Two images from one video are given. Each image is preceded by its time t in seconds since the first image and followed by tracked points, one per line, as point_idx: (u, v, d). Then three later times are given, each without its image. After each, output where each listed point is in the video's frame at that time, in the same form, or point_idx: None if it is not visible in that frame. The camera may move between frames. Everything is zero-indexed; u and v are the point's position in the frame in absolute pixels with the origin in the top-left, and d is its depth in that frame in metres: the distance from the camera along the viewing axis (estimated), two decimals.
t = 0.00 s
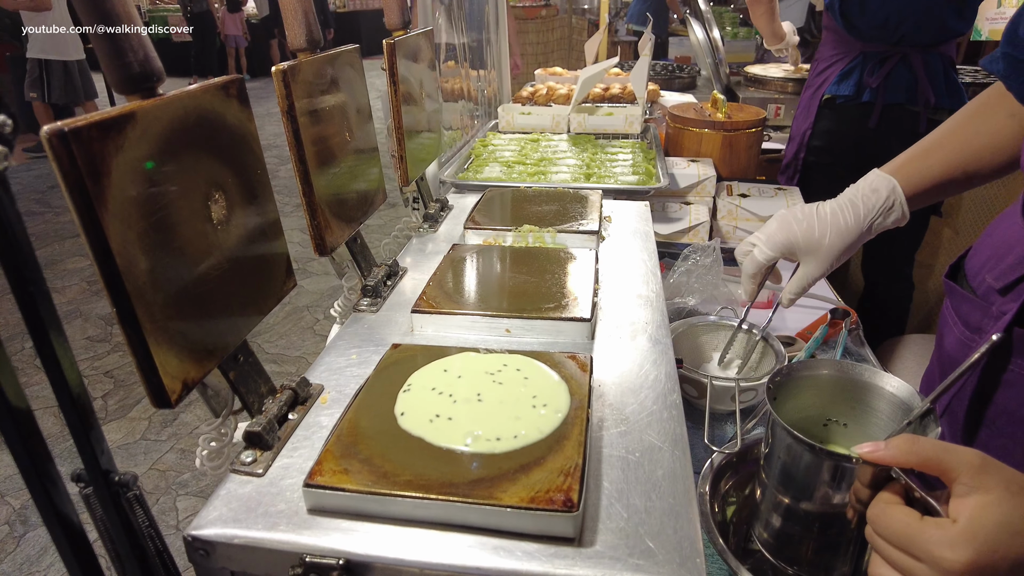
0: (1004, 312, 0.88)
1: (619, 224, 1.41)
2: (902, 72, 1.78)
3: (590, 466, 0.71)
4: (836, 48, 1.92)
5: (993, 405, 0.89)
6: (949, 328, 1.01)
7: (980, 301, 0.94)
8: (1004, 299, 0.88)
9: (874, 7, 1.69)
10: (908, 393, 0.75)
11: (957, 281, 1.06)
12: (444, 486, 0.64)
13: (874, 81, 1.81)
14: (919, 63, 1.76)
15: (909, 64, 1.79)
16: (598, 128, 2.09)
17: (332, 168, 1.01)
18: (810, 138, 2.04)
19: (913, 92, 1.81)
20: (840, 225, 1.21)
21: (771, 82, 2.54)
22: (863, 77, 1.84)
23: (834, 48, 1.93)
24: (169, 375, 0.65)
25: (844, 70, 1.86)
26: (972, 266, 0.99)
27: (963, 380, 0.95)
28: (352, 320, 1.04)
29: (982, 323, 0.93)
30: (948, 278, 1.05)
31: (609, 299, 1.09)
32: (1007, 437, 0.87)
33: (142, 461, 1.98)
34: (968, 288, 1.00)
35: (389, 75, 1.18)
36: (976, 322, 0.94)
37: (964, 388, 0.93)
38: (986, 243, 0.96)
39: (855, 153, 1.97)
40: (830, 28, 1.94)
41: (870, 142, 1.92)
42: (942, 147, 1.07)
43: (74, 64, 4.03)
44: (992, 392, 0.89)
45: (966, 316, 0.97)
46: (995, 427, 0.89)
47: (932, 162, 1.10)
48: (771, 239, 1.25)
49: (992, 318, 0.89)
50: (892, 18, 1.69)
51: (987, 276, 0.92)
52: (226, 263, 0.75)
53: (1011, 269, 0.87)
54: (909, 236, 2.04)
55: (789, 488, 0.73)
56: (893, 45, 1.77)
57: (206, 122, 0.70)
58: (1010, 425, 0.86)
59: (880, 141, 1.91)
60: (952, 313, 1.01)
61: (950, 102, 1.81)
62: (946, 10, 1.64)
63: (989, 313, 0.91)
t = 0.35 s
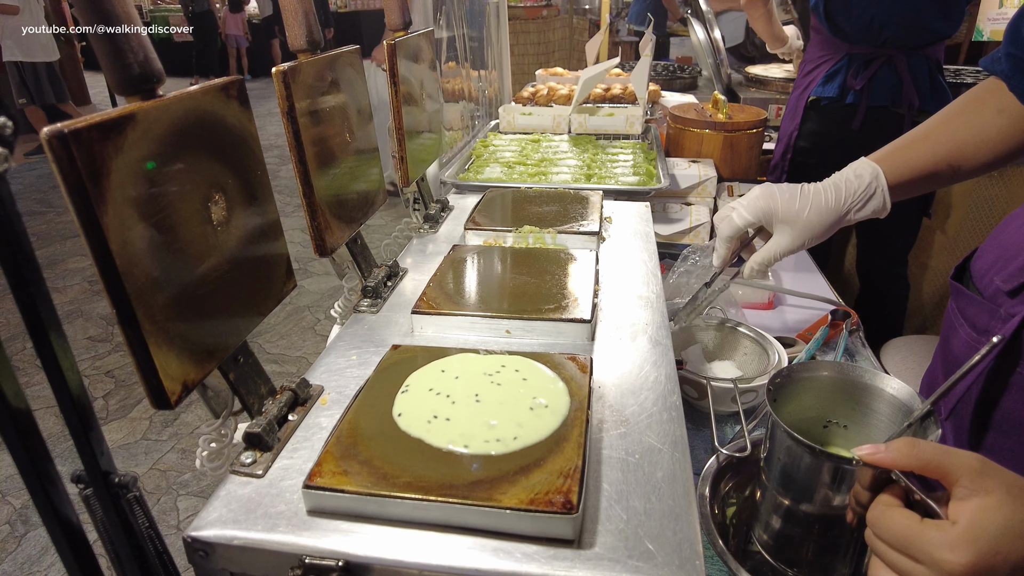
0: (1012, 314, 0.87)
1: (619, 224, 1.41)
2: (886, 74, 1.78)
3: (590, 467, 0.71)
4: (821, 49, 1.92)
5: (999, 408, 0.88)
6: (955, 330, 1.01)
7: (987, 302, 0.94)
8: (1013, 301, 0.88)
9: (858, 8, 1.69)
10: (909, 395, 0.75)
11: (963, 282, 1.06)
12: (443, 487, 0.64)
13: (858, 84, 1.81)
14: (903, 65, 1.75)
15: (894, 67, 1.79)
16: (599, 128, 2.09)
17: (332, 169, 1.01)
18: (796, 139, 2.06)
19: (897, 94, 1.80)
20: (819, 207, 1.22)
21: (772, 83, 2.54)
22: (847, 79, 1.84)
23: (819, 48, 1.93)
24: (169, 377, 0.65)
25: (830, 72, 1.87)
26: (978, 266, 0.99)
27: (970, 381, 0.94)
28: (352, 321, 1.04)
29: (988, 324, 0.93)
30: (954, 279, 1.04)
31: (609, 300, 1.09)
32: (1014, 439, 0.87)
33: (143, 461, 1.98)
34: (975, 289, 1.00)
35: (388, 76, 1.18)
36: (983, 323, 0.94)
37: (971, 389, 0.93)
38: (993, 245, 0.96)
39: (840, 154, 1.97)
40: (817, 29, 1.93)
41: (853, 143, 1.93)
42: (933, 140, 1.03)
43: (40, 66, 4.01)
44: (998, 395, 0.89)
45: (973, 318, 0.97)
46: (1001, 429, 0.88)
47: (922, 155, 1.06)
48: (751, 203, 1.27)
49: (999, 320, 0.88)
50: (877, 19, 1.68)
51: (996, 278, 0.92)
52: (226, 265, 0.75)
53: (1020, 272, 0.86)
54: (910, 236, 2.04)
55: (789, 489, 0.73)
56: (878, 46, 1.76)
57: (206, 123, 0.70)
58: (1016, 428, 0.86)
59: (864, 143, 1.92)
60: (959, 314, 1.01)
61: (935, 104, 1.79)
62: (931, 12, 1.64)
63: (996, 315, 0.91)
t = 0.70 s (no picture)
0: (1016, 313, 0.87)
1: (618, 224, 1.41)
2: (875, 76, 1.78)
3: (588, 467, 0.71)
4: (813, 50, 1.92)
5: (1001, 408, 0.88)
6: (959, 329, 1.00)
7: (991, 301, 0.93)
8: (1017, 300, 0.88)
9: (848, 9, 1.70)
10: (909, 397, 0.75)
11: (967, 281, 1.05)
12: (442, 487, 0.64)
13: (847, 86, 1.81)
14: (893, 67, 1.75)
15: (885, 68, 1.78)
16: (599, 128, 2.09)
17: (332, 169, 1.01)
18: (788, 140, 2.06)
19: (887, 96, 1.80)
20: (840, 216, 1.21)
21: (773, 83, 2.54)
22: (837, 81, 1.84)
23: (811, 49, 1.93)
24: (168, 377, 0.66)
25: (821, 73, 1.87)
26: (983, 266, 0.98)
27: (972, 380, 0.94)
28: (352, 321, 1.04)
29: (992, 323, 0.93)
30: (958, 278, 1.04)
31: (608, 301, 1.09)
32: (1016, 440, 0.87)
33: (143, 460, 1.99)
34: (979, 288, 1.00)
35: (388, 76, 1.18)
36: (986, 322, 0.94)
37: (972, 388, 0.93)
38: (999, 244, 0.96)
39: (833, 154, 1.98)
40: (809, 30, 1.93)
41: (844, 144, 1.94)
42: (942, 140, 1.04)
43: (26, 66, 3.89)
44: (999, 395, 0.89)
45: (976, 317, 0.97)
46: (1002, 430, 0.88)
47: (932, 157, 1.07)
48: (770, 230, 1.26)
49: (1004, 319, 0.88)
50: (866, 20, 1.68)
51: (1000, 277, 0.92)
52: (225, 266, 0.75)
53: None
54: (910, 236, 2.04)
55: (788, 490, 0.73)
56: (868, 48, 1.76)
57: (205, 123, 0.70)
58: (1018, 428, 0.86)
59: (856, 144, 1.92)
60: (962, 313, 1.01)
61: (926, 106, 1.78)
62: (922, 15, 1.63)
63: (1000, 314, 0.91)
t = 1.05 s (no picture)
0: (1014, 313, 0.87)
1: (618, 225, 1.41)
2: (870, 75, 1.78)
3: (587, 467, 0.71)
4: (811, 48, 1.92)
5: (999, 408, 0.88)
6: (957, 329, 1.00)
7: (989, 301, 0.94)
8: (1015, 300, 0.88)
9: (843, 10, 1.71)
10: (907, 398, 0.75)
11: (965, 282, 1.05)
12: (441, 487, 0.64)
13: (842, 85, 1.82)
14: (888, 66, 1.75)
15: (880, 67, 1.79)
16: (599, 129, 2.09)
17: (332, 170, 1.02)
18: (786, 139, 2.06)
19: (882, 95, 1.80)
20: (841, 241, 1.22)
21: (773, 83, 2.54)
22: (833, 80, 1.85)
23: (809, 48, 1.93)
24: (168, 376, 0.66)
25: (818, 72, 1.88)
26: (981, 266, 0.98)
27: (970, 380, 0.94)
28: (352, 321, 1.04)
29: (990, 323, 0.93)
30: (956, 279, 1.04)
31: (607, 301, 1.09)
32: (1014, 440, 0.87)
33: (144, 460, 1.99)
34: (977, 289, 1.00)
35: (388, 76, 1.18)
36: (984, 323, 0.94)
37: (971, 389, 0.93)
38: (997, 244, 0.96)
39: (830, 154, 1.98)
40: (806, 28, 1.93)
41: (839, 143, 1.94)
42: (954, 160, 1.03)
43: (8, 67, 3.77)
44: (998, 396, 0.89)
45: (975, 317, 0.97)
46: (1001, 430, 0.88)
47: (943, 177, 1.06)
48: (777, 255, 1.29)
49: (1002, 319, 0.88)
50: (861, 20, 1.68)
51: (998, 278, 0.92)
52: (225, 266, 0.75)
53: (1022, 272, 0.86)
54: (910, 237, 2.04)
55: (786, 490, 0.73)
56: (864, 47, 1.77)
57: (205, 124, 0.71)
58: (1016, 429, 0.86)
59: (851, 143, 1.92)
60: (960, 314, 1.01)
61: (922, 105, 1.78)
62: (917, 16, 1.64)
63: (998, 314, 0.91)
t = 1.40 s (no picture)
0: (1010, 315, 0.87)
1: (618, 225, 1.42)
2: (869, 77, 1.78)
3: (585, 467, 0.72)
4: (811, 50, 1.92)
5: (996, 409, 0.89)
6: (954, 330, 1.01)
7: (985, 302, 0.94)
8: (1012, 301, 0.88)
9: (843, 11, 1.71)
10: (905, 399, 0.75)
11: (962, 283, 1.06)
12: (438, 486, 0.64)
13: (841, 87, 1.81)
14: (887, 68, 1.75)
15: (880, 69, 1.78)
16: (599, 129, 2.09)
17: (332, 170, 1.02)
18: (786, 140, 2.06)
19: (880, 96, 1.80)
20: (843, 198, 1.17)
21: (774, 84, 2.54)
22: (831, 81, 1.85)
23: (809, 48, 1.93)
24: (168, 376, 0.66)
25: (816, 73, 1.88)
26: (977, 267, 0.98)
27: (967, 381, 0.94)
28: (351, 321, 1.05)
29: (986, 324, 0.93)
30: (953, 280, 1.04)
31: (607, 302, 1.09)
32: (1011, 440, 0.87)
33: (145, 459, 2.00)
34: (974, 289, 1.00)
35: (388, 77, 1.19)
36: (980, 324, 0.94)
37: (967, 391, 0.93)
38: (993, 245, 0.96)
39: (830, 156, 1.98)
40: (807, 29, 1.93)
41: (837, 144, 1.94)
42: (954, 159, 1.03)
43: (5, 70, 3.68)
44: (995, 397, 0.89)
45: (971, 318, 0.97)
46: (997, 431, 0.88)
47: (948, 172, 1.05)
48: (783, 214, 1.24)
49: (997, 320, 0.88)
50: (860, 22, 1.69)
51: (994, 278, 0.92)
52: (223, 267, 0.75)
53: (1020, 273, 0.86)
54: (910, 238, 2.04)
55: (783, 490, 0.73)
56: (863, 49, 1.76)
57: (205, 125, 0.71)
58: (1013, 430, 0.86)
59: (850, 145, 1.92)
60: (957, 314, 1.01)
61: (919, 107, 1.78)
62: (916, 17, 1.64)
63: (994, 316, 0.91)
